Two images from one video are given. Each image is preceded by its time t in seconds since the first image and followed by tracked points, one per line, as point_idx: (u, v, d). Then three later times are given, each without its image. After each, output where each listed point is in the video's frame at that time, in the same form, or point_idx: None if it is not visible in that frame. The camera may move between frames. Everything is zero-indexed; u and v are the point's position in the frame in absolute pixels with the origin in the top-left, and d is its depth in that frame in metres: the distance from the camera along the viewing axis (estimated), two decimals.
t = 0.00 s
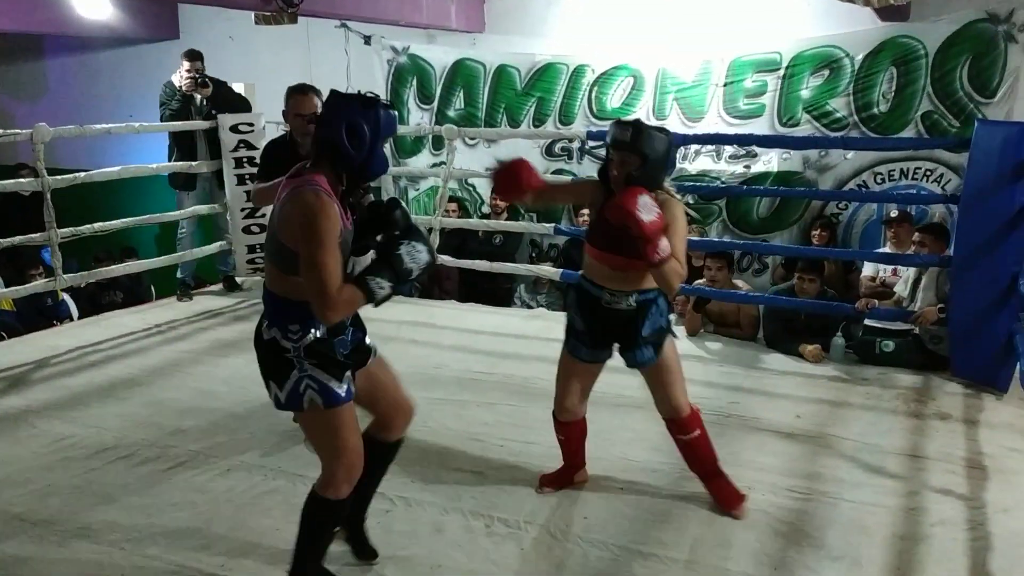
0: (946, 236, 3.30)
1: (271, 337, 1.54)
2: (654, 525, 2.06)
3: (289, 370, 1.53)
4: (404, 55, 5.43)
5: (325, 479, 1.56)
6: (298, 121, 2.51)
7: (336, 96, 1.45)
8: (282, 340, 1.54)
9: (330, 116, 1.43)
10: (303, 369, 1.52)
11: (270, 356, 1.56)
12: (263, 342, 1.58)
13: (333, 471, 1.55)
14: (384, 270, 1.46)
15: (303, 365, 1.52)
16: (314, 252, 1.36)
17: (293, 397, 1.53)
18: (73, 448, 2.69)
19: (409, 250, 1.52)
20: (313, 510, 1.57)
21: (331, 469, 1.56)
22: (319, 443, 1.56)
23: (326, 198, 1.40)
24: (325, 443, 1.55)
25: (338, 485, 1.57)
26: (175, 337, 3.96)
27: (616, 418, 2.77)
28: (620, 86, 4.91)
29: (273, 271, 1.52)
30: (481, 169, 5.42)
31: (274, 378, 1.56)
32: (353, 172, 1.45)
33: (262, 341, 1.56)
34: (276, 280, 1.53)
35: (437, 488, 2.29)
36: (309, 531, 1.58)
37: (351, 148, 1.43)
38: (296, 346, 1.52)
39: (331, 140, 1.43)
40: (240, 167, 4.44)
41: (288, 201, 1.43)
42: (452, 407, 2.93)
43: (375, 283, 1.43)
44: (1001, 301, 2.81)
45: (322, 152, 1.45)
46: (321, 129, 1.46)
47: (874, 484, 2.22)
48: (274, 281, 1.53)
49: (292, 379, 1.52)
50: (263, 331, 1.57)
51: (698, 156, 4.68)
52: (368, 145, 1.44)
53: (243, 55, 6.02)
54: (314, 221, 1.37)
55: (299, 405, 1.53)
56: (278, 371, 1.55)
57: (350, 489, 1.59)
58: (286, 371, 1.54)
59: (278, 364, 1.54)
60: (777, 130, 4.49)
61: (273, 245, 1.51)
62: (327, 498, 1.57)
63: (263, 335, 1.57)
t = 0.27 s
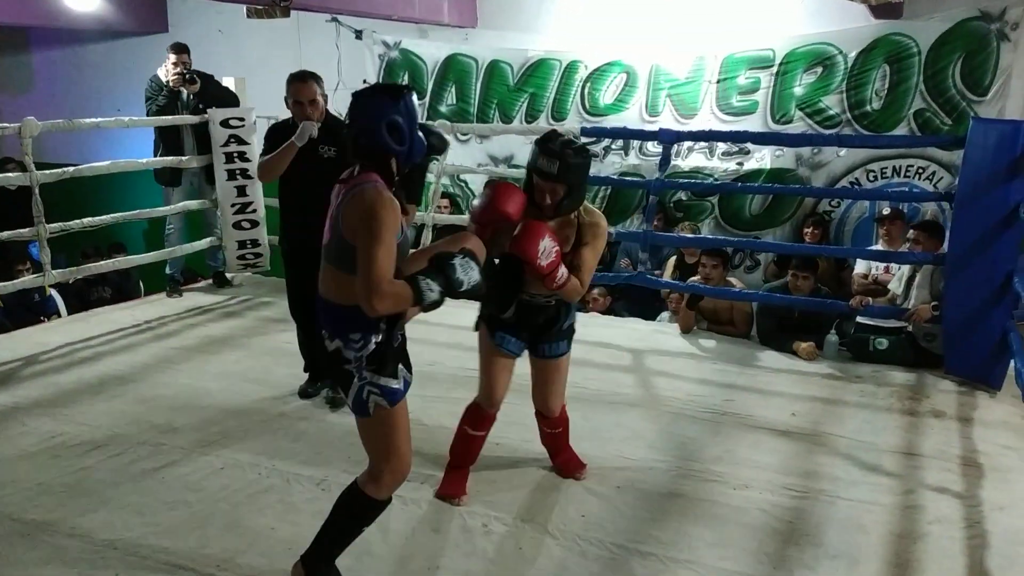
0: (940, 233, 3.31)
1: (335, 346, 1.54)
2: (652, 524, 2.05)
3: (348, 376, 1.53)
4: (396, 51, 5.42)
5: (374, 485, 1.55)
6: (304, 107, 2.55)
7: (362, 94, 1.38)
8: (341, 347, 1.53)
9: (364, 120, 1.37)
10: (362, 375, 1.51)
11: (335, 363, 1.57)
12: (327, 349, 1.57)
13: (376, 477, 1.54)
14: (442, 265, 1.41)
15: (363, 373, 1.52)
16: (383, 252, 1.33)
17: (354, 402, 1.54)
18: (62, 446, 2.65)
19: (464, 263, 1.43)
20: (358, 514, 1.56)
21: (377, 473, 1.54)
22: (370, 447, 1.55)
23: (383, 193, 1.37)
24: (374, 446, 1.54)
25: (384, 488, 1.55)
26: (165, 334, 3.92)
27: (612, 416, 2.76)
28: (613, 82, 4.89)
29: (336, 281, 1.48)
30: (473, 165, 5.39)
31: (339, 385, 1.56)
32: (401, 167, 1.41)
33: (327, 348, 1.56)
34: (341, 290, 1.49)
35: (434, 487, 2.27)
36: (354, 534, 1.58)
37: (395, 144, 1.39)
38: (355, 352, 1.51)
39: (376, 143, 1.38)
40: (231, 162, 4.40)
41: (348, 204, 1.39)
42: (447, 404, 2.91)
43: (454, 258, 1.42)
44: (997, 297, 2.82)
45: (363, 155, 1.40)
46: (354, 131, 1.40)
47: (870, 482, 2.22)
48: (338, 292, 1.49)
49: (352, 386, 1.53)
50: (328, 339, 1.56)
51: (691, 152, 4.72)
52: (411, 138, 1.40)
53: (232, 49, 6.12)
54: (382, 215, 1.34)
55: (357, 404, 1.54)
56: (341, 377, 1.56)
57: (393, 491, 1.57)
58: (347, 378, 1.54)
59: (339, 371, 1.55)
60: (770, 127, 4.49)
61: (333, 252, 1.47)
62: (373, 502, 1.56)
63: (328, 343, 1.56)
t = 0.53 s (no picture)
0: (944, 234, 3.31)
1: (352, 330, 1.46)
2: (658, 524, 2.04)
3: (369, 366, 1.46)
4: (396, 47, 5.40)
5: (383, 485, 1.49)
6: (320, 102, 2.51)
7: (355, 63, 1.40)
8: (362, 332, 1.46)
9: (351, 85, 1.38)
10: (384, 362, 1.47)
11: (345, 352, 1.49)
12: (338, 336, 1.49)
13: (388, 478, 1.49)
14: (439, 225, 1.43)
15: (384, 358, 1.48)
16: (367, 212, 1.31)
17: (371, 395, 1.46)
18: (62, 444, 2.63)
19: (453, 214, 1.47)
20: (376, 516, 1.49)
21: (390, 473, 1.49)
22: (385, 446, 1.49)
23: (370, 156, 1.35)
24: (393, 445, 1.49)
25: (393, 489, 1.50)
26: (164, 330, 3.90)
27: (615, 415, 2.75)
28: (614, 80, 4.88)
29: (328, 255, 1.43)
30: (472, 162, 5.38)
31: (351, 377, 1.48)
32: (384, 139, 1.41)
33: (339, 334, 1.48)
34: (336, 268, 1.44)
35: (439, 486, 2.26)
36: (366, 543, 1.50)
37: (384, 114, 1.39)
38: (379, 339, 1.47)
39: (364, 111, 1.38)
40: (230, 158, 4.38)
41: (333, 169, 1.36)
42: (449, 403, 2.90)
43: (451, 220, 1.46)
44: (999, 298, 2.81)
45: (348, 120, 1.40)
46: (340, 98, 1.41)
47: (875, 483, 2.22)
48: (334, 270, 1.44)
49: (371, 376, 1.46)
50: (341, 324, 1.48)
51: (691, 152, 4.70)
52: (398, 113, 1.41)
53: (231, 44, 6.09)
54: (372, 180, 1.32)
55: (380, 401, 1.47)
56: (354, 369, 1.48)
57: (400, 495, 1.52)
58: (363, 369, 1.47)
59: (359, 360, 1.47)
60: (771, 126, 4.49)
61: (319, 225, 1.42)
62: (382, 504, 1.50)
63: (341, 328, 1.48)
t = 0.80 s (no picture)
0: (952, 235, 3.31)
1: (370, 351, 1.40)
2: (667, 527, 2.04)
3: (382, 391, 1.40)
4: (400, 45, 5.39)
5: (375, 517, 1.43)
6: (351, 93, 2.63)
7: (341, 71, 1.34)
8: (380, 354, 1.41)
9: (343, 95, 1.33)
10: (393, 384, 1.44)
11: (352, 374, 1.38)
12: (350, 358, 1.38)
13: (379, 508, 1.44)
14: (452, 219, 1.48)
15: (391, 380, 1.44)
16: (416, 237, 1.32)
17: (386, 420, 1.40)
18: (67, 442, 2.62)
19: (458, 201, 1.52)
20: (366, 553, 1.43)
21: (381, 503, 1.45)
22: (381, 475, 1.43)
23: (391, 175, 1.33)
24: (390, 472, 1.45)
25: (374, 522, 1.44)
26: (167, 328, 3.89)
27: (621, 416, 2.75)
28: (619, 79, 4.87)
29: (352, 279, 1.38)
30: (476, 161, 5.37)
31: (361, 404, 1.37)
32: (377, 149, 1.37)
33: (350, 354, 1.37)
34: (357, 289, 1.38)
35: (446, 486, 2.26)
36: None
37: (377, 127, 1.35)
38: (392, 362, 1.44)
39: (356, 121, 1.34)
40: (234, 155, 4.37)
41: (361, 193, 1.31)
42: (455, 402, 2.90)
43: (457, 211, 1.49)
44: (1007, 301, 2.80)
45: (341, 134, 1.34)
46: (327, 107, 1.35)
47: (884, 486, 2.22)
48: (355, 292, 1.38)
49: (385, 400, 1.40)
50: (353, 344, 1.38)
51: (696, 152, 4.70)
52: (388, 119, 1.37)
53: (234, 41, 6.07)
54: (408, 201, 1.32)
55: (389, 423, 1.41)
56: (368, 395, 1.38)
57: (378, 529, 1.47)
58: (375, 394, 1.39)
59: (376, 384, 1.39)
60: (776, 126, 4.48)
61: (340, 252, 1.35)
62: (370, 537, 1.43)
63: (355, 349, 1.38)
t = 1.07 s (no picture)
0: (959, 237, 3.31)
1: (367, 342, 1.39)
2: (674, 529, 2.04)
3: (381, 376, 1.40)
4: (406, 43, 5.38)
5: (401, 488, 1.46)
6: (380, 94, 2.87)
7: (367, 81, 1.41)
8: (377, 343, 1.41)
9: (370, 100, 1.39)
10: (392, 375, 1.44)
11: (352, 365, 1.37)
12: (347, 348, 1.37)
13: (415, 469, 1.48)
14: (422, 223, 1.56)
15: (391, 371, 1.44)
16: (421, 243, 1.43)
17: (383, 405, 1.39)
18: (72, 440, 2.62)
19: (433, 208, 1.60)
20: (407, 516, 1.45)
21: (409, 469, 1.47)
22: (398, 446, 1.45)
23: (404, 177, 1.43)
24: (405, 444, 1.46)
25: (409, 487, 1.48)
26: (171, 326, 3.89)
27: (626, 417, 2.75)
28: (624, 79, 4.86)
29: (358, 265, 1.39)
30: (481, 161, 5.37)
31: (358, 392, 1.37)
32: (393, 153, 1.43)
33: (351, 345, 1.37)
34: (361, 277, 1.40)
35: (451, 487, 2.26)
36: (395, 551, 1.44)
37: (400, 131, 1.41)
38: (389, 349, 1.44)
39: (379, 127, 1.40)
40: (240, 153, 4.37)
41: (381, 186, 1.38)
42: (459, 402, 2.90)
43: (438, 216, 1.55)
44: (1013, 304, 2.80)
45: (360, 133, 1.41)
46: (350, 111, 1.42)
47: (890, 489, 2.22)
48: (362, 280, 1.39)
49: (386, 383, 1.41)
50: (351, 336, 1.37)
51: (702, 152, 4.69)
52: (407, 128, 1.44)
53: (240, 39, 6.07)
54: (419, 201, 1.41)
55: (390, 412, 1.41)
56: (368, 381, 1.38)
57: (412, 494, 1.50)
58: (373, 383, 1.39)
59: (375, 371, 1.39)
60: (781, 127, 4.48)
61: (350, 237, 1.39)
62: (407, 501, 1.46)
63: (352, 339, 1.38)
